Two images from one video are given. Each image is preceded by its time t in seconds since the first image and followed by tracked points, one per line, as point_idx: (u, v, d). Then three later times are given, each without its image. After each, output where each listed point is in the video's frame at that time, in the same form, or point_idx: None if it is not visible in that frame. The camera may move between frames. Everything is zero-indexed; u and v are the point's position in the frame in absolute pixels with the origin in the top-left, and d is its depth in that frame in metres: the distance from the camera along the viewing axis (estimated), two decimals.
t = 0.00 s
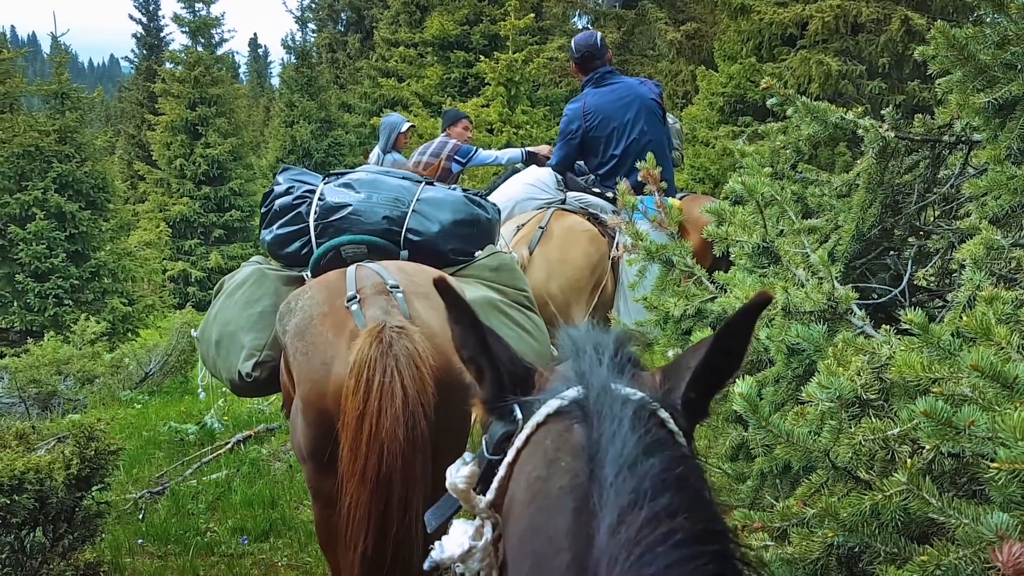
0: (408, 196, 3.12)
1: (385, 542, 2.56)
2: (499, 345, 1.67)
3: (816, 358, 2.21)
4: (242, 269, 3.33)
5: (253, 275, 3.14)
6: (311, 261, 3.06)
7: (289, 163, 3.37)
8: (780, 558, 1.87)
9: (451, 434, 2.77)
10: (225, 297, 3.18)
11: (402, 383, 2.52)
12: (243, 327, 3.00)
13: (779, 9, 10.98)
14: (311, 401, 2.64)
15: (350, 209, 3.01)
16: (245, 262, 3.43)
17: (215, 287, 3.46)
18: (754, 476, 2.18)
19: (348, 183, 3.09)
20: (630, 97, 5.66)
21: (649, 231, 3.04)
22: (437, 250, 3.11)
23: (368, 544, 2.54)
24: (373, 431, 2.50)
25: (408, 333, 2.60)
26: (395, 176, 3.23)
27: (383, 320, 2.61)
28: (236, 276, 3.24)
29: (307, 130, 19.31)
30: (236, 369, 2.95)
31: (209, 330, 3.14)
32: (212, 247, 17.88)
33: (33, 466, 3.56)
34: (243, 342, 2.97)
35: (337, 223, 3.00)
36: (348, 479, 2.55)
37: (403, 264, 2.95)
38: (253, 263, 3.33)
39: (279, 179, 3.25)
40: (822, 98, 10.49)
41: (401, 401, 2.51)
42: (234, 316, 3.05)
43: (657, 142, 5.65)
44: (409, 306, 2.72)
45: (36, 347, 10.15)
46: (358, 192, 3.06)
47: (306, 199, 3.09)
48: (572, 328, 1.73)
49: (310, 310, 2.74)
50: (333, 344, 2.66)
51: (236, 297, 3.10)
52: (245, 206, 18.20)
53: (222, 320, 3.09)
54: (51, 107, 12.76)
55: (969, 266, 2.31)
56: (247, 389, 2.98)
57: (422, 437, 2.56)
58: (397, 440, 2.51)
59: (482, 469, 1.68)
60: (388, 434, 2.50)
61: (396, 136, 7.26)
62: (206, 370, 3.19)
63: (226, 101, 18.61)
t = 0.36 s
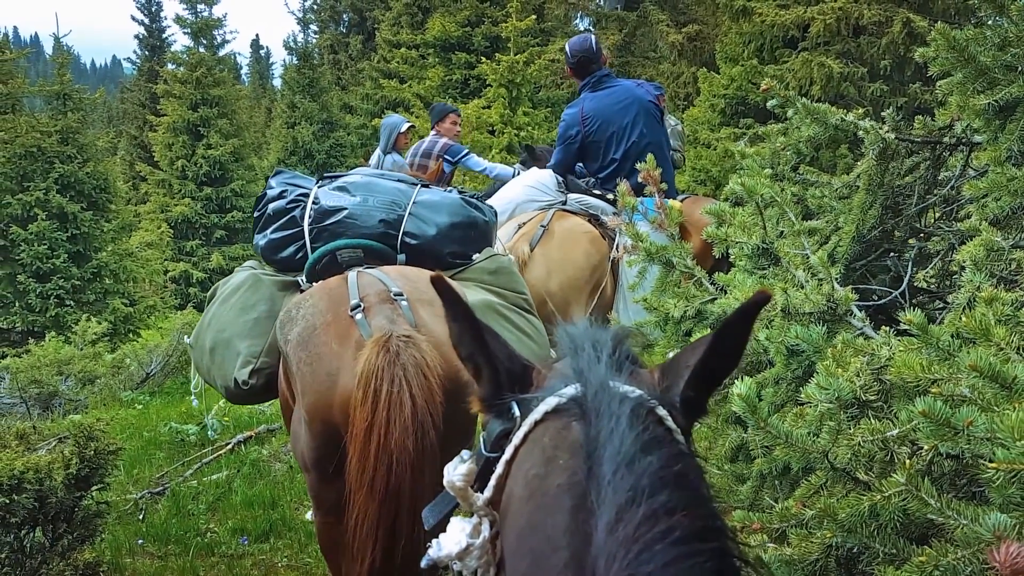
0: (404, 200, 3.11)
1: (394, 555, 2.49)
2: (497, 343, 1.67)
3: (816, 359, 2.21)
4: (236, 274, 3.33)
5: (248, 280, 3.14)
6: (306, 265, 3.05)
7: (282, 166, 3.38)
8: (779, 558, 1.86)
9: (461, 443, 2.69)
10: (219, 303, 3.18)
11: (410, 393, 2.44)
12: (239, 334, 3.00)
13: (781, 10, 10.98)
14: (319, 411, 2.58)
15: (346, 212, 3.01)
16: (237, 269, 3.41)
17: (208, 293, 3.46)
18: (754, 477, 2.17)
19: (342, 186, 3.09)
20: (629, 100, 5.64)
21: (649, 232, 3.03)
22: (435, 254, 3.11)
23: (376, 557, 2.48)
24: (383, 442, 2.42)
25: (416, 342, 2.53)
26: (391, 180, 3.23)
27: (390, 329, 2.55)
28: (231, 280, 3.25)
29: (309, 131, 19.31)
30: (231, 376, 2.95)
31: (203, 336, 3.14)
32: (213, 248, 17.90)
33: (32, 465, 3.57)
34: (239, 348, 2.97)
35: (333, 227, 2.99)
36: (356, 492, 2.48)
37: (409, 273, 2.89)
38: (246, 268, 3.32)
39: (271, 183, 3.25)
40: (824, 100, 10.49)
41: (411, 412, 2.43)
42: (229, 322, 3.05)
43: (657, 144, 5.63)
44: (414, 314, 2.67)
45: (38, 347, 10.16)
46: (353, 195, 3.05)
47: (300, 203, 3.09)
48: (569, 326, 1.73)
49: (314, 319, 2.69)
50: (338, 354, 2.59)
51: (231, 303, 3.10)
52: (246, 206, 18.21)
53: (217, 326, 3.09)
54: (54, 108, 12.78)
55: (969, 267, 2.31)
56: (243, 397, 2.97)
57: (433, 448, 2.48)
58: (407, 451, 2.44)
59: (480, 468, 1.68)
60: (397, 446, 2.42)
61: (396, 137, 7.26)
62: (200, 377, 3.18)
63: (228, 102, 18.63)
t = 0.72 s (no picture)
0: (409, 205, 3.10)
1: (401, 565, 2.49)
2: (496, 344, 1.67)
3: (815, 359, 2.21)
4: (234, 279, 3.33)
5: (250, 283, 3.15)
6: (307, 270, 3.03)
7: (283, 170, 3.37)
8: (777, 558, 1.85)
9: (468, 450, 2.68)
10: (219, 308, 3.17)
11: (417, 405, 2.41)
12: (240, 338, 3.00)
13: (782, 11, 10.98)
14: (324, 420, 2.56)
15: (350, 217, 3.00)
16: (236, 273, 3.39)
17: (207, 298, 3.45)
18: (753, 477, 2.17)
19: (347, 192, 3.09)
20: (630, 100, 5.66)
21: (650, 232, 3.03)
22: (439, 261, 3.09)
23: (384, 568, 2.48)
24: (389, 455, 2.41)
25: (423, 352, 2.50)
26: (395, 186, 3.23)
27: (396, 339, 2.52)
28: (231, 284, 3.25)
29: (310, 131, 19.31)
30: (231, 381, 2.93)
31: (202, 342, 3.12)
32: (214, 247, 17.90)
33: (32, 465, 3.57)
34: (240, 353, 2.96)
35: (336, 232, 2.98)
36: (362, 503, 2.47)
37: (414, 278, 2.86)
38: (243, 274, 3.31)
39: (274, 185, 3.25)
40: (824, 99, 10.50)
41: (418, 425, 2.41)
42: (229, 326, 3.04)
43: (659, 144, 5.62)
44: (421, 321, 2.63)
45: (39, 347, 10.18)
46: (358, 201, 3.05)
47: (302, 207, 3.09)
48: (569, 328, 1.73)
49: (319, 325, 2.66)
50: (344, 362, 2.57)
51: (231, 307, 3.09)
52: (247, 206, 18.22)
53: (217, 332, 3.08)
54: (55, 108, 12.78)
55: (969, 267, 2.31)
56: (242, 403, 2.96)
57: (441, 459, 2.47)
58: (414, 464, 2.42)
59: (480, 469, 1.68)
60: (404, 458, 2.40)
61: (397, 138, 7.28)
62: (196, 381, 3.16)
63: (229, 102, 18.65)
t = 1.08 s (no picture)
0: (413, 196, 2.97)
1: None
2: (490, 342, 1.67)
3: (814, 359, 2.21)
4: (240, 278, 3.26)
5: (256, 283, 3.02)
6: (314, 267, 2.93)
7: (285, 164, 3.31)
8: (776, 559, 1.85)
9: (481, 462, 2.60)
10: (225, 308, 3.04)
11: (427, 419, 2.33)
12: (250, 341, 2.88)
13: (781, 11, 10.99)
14: (332, 429, 2.50)
15: (354, 211, 2.88)
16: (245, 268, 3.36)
17: (213, 298, 3.37)
18: (753, 477, 2.17)
19: (349, 183, 2.96)
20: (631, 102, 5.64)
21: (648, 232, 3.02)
22: (448, 251, 2.99)
23: None
24: (399, 468, 2.33)
25: (434, 364, 2.42)
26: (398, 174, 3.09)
27: (407, 349, 2.44)
28: (237, 285, 3.12)
29: (310, 132, 19.33)
30: (244, 386, 2.82)
31: (209, 345, 2.99)
32: (215, 249, 17.90)
33: (32, 466, 3.56)
34: (251, 356, 2.85)
35: (340, 227, 2.88)
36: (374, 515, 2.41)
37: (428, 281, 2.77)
38: (250, 272, 3.28)
39: (275, 181, 3.19)
40: (824, 100, 10.51)
41: (430, 439, 2.33)
42: (238, 328, 2.93)
43: (660, 146, 5.60)
44: (433, 331, 2.53)
45: (40, 349, 10.17)
46: (360, 193, 2.92)
47: (305, 202, 2.99)
48: (565, 324, 1.74)
49: (329, 328, 2.59)
50: (354, 369, 2.50)
51: (239, 308, 2.97)
52: (248, 207, 18.21)
53: (225, 334, 2.95)
54: (54, 110, 12.80)
55: (968, 266, 2.30)
56: (255, 405, 2.86)
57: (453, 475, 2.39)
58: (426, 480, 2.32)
59: (478, 467, 1.68)
60: (415, 472, 2.32)
61: (393, 140, 7.30)
62: (207, 385, 3.05)
63: (229, 104, 18.65)
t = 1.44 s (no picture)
0: (418, 191, 2.93)
1: None
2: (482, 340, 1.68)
3: (812, 359, 2.21)
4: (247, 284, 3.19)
5: (264, 288, 2.98)
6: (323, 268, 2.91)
7: (286, 166, 3.28)
8: (775, 557, 1.85)
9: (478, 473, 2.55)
10: (233, 315, 2.98)
11: (418, 431, 2.29)
12: (260, 347, 2.82)
13: (780, 11, 10.99)
14: (322, 435, 2.45)
15: (360, 210, 2.84)
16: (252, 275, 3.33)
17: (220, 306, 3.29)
18: (751, 476, 2.17)
19: (354, 182, 2.91)
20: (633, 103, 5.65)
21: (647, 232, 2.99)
22: (456, 244, 2.96)
23: None
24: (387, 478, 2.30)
25: (427, 374, 2.36)
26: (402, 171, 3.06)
27: (401, 357, 2.37)
28: (244, 291, 3.07)
29: (309, 132, 19.33)
30: (256, 393, 2.76)
31: (219, 353, 2.93)
32: (214, 249, 17.90)
33: (31, 466, 3.56)
34: (262, 363, 2.79)
35: (348, 227, 2.84)
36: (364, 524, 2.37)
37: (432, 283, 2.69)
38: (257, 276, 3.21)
39: (279, 183, 3.15)
40: (823, 100, 10.52)
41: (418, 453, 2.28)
42: (248, 334, 2.87)
43: (663, 146, 5.60)
44: (430, 338, 2.48)
45: (39, 349, 10.16)
46: (366, 191, 2.88)
47: (310, 203, 2.95)
48: (563, 318, 1.75)
49: (325, 331, 2.54)
50: (346, 374, 2.45)
51: (247, 315, 2.92)
52: (247, 208, 18.20)
53: (234, 342, 2.89)
54: (54, 110, 12.80)
55: (966, 266, 2.31)
56: (267, 413, 2.80)
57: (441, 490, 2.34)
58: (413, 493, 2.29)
59: (477, 461, 1.67)
60: (405, 484, 2.29)
61: (389, 140, 7.27)
62: (217, 392, 3.00)
63: (228, 104, 18.65)
